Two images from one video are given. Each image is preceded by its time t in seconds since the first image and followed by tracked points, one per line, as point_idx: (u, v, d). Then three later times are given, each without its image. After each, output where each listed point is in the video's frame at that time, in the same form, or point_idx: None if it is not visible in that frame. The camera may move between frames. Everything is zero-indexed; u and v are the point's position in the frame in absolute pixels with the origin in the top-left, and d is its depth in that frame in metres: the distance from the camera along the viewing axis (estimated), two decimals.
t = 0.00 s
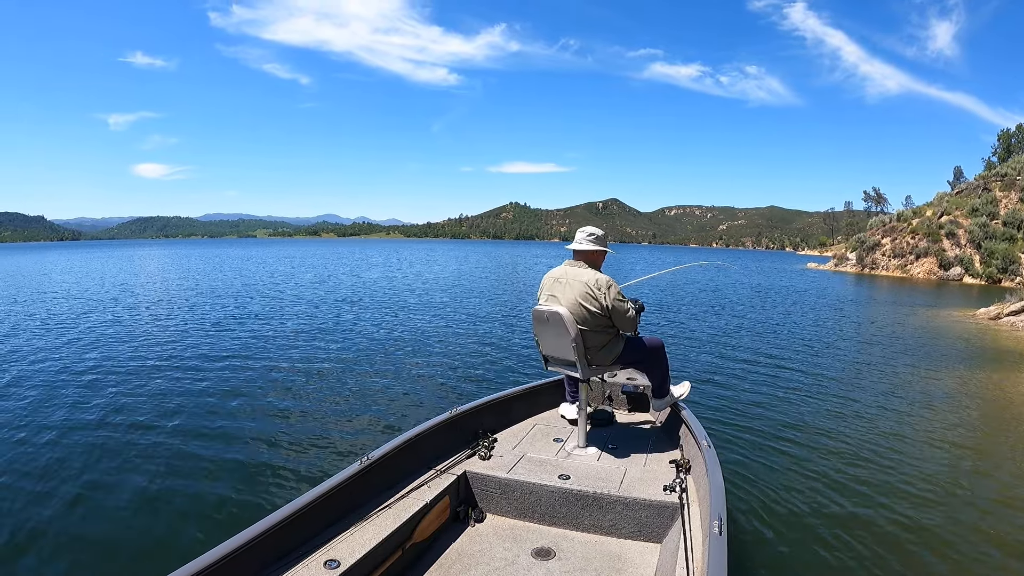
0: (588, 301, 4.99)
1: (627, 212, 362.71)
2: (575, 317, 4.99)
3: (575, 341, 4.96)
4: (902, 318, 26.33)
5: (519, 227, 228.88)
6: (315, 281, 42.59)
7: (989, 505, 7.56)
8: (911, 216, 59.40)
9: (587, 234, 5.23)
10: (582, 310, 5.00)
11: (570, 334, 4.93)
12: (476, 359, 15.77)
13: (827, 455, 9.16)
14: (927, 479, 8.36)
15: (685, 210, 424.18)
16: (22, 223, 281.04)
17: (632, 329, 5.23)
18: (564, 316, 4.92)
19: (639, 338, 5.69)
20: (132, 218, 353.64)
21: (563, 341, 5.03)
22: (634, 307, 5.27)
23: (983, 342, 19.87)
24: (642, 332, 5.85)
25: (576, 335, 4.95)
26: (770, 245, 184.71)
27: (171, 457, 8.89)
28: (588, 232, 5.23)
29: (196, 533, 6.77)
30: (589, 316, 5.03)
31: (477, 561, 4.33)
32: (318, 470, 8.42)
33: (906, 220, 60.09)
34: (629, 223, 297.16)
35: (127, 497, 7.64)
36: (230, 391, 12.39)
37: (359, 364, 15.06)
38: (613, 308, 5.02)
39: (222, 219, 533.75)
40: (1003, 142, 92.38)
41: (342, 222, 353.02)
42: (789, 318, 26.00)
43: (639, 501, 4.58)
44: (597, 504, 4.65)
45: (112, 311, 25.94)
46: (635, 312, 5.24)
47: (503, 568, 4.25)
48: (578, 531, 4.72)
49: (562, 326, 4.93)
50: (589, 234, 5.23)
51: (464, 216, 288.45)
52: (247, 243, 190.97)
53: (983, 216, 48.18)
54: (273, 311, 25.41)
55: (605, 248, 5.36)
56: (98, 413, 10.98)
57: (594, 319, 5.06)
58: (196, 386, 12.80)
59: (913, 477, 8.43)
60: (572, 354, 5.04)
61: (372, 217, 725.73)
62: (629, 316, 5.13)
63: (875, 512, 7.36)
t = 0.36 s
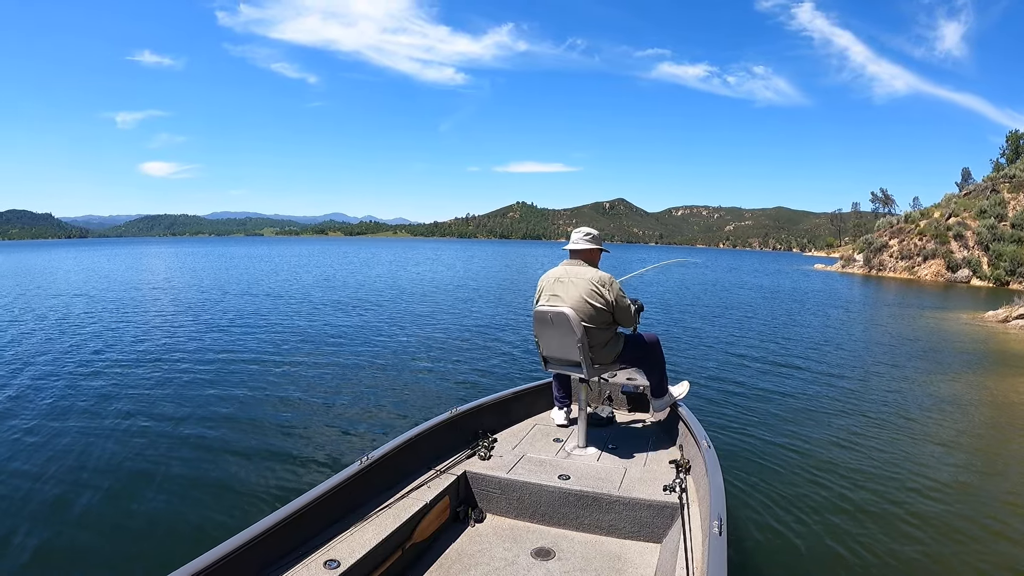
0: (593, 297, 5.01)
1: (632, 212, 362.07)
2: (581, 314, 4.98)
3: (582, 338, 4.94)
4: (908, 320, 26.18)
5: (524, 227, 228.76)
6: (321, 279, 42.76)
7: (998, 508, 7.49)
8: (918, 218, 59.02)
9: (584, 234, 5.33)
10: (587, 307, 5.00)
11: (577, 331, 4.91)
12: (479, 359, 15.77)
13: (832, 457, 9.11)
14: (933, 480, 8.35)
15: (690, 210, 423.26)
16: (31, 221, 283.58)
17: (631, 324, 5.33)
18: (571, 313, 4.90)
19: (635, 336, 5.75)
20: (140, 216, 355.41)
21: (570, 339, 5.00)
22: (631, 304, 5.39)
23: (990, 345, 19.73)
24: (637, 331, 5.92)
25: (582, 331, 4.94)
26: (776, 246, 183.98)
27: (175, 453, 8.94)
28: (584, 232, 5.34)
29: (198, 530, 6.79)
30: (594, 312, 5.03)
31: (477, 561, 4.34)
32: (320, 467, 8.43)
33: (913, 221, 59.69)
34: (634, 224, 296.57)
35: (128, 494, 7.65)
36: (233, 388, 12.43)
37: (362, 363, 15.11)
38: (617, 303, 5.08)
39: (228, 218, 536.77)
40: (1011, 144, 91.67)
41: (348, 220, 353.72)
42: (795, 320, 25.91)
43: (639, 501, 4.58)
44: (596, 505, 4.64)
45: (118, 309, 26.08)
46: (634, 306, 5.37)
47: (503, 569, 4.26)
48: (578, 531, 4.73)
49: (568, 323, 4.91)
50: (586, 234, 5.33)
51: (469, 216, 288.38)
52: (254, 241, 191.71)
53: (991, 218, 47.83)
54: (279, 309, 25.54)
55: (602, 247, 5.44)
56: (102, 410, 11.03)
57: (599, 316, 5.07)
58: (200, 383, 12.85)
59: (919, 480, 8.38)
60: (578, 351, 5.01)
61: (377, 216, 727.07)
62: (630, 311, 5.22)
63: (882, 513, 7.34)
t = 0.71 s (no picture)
0: (590, 295, 5.01)
1: (637, 211, 361.25)
2: (578, 312, 4.99)
3: (579, 335, 4.95)
4: (913, 325, 26.06)
5: (529, 224, 228.60)
6: (325, 272, 42.82)
7: (999, 517, 7.45)
8: (925, 221, 58.71)
9: (583, 233, 5.34)
10: (585, 305, 5.01)
11: (574, 329, 4.91)
12: (481, 354, 15.79)
13: (832, 461, 9.10)
14: (936, 487, 8.33)
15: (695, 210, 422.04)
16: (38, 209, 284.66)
17: (628, 323, 5.34)
18: (569, 311, 4.91)
19: (632, 335, 5.76)
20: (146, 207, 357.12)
21: (567, 337, 5.01)
22: (628, 303, 5.41)
23: (995, 352, 19.65)
24: (635, 331, 5.93)
25: (579, 329, 4.94)
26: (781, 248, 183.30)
27: (176, 443, 8.98)
28: (584, 231, 5.35)
29: (198, 520, 6.82)
30: (592, 310, 5.04)
31: (477, 560, 4.36)
32: (320, 460, 8.45)
33: (921, 225, 59.35)
34: (639, 223, 295.87)
35: (128, 483, 7.68)
36: (236, 380, 12.47)
37: (364, 356, 15.13)
38: (614, 301, 5.09)
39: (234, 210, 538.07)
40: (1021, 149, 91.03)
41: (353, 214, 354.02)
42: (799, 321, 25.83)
43: (639, 501, 4.59)
44: (596, 504, 4.66)
45: (123, 298, 26.20)
46: (632, 306, 5.39)
47: (502, 568, 4.28)
48: (578, 531, 4.74)
49: (565, 321, 4.92)
50: (585, 233, 5.34)
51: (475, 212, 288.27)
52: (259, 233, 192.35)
53: (999, 223, 47.54)
54: (283, 301, 25.60)
55: (601, 247, 5.46)
56: (105, 399, 11.09)
57: (596, 315, 5.08)
58: (203, 374, 12.91)
59: (919, 487, 8.35)
60: (576, 349, 5.02)
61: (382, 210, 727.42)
62: (627, 310, 5.24)
63: (884, 519, 7.33)
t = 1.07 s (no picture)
0: (590, 295, 5.02)
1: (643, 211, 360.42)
2: (578, 312, 5.00)
3: (580, 335, 4.96)
4: (918, 330, 25.96)
5: (534, 222, 228.44)
6: (331, 266, 42.95)
7: (1002, 525, 7.41)
8: (934, 226, 58.34)
9: (583, 232, 5.34)
10: (584, 304, 5.02)
11: (574, 328, 4.93)
12: (484, 351, 15.80)
13: (834, 465, 9.08)
14: (941, 494, 8.30)
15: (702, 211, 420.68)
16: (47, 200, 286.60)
17: (628, 323, 5.34)
18: (569, 310, 4.92)
19: (631, 335, 5.77)
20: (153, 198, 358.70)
21: (567, 336, 5.02)
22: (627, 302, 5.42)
23: (1001, 359, 19.55)
24: (634, 331, 5.94)
25: (580, 328, 4.96)
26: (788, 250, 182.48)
27: (180, 435, 9.03)
28: (583, 230, 5.35)
29: (199, 514, 6.86)
30: (592, 310, 5.05)
31: (477, 559, 4.38)
32: (321, 455, 8.48)
33: (929, 229, 59.04)
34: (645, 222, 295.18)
35: (128, 475, 7.71)
36: (240, 373, 12.54)
37: (368, 351, 15.19)
38: (614, 301, 5.10)
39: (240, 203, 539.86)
40: None
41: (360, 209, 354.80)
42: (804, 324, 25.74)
43: (640, 501, 4.60)
44: (596, 504, 4.67)
45: (130, 289, 26.33)
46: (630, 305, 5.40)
47: (502, 567, 4.30)
48: (578, 532, 4.75)
49: (565, 320, 4.92)
50: (585, 232, 5.34)
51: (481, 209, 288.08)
52: (266, 226, 192.89)
53: (1007, 229, 47.21)
54: (288, 295, 25.71)
55: (600, 246, 5.46)
56: (108, 390, 11.14)
57: (595, 314, 5.09)
58: (207, 366, 12.98)
59: (920, 492, 8.33)
60: (576, 348, 5.04)
61: (388, 206, 728.12)
62: (626, 310, 5.24)
63: (886, 525, 7.32)
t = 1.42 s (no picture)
0: (588, 294, 5.02)
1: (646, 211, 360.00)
2: (576, 311, 5.01)
3: (579, 334, 4.97)
4: (924, 328, 25.82)
5: (537, 224, 228.50)
6: (336, 270, 43.07)
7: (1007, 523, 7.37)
8: (940, 223, 58.10)
9: (579, 232, 5.34)
10: (582, 304, 5.01)
11: (573, 327, 4.93)
12: (486, 353, 15.81)
13: (837, 464, 9.05)
14: (946, 493, 8.27)
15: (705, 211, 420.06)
16: (53, 206, 288.20)
17: (626, 321, 5.34)
18: (567, 309, 4.93)
19: (630, 333, 5.77)
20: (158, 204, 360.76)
21: (566, 336, 5.03)
22: (625, 301, 5.42)
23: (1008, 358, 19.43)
24: (633, 330, 5.94)
25: (579, 328, 4.96)
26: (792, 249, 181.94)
27: (183, 438, 9.07)
28: (580, 230, 5.35)
29: (202, 515, 6.89)
30: (590, 309, 5.05)
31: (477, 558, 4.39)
32: (323, 457, 8.50)
33: (935, 227, 58.75)
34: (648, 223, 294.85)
35: (130, 478, 7.74)
36: (243, 375, 12.58)
37: (371, 353, 15.22)
38: (612, 300, 5.11)
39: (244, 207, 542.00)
40: None
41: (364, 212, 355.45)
42: (809, 323, 25.64)
43: (639, 499, 4.60)
44: (594, 503, 4.67)
45: (135, 294, 26.46)
46: (628, 303, 5.38)
47: (502, 566, 4.30)
48: (578, 530, 4.75)
49: (564, 320, 4.93)
50: (582, 232, 5.35)
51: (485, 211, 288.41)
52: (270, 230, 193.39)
53: (1013, 226, 46.97)
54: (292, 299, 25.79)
55: (597, 245, 5.46)
56: (112, 393, 11.21)
57: (594, 313, 5.08)
58: (211, 369, 13.03)
59: (925, 491, 8.29)
60: (575, 347, 5.05)
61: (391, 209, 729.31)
62: (624, 308, 5.24)
63: (889, 523, 7.31)
